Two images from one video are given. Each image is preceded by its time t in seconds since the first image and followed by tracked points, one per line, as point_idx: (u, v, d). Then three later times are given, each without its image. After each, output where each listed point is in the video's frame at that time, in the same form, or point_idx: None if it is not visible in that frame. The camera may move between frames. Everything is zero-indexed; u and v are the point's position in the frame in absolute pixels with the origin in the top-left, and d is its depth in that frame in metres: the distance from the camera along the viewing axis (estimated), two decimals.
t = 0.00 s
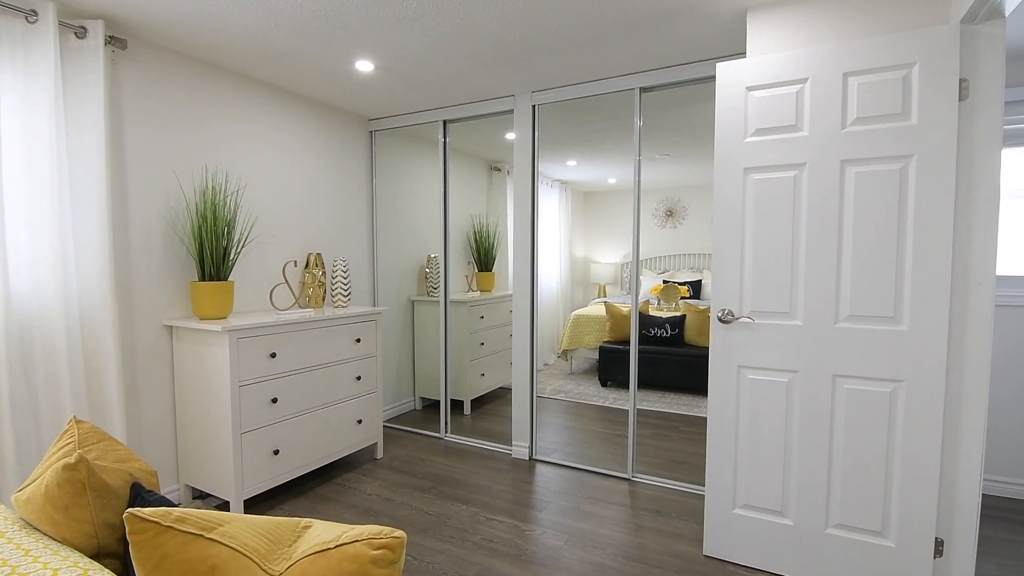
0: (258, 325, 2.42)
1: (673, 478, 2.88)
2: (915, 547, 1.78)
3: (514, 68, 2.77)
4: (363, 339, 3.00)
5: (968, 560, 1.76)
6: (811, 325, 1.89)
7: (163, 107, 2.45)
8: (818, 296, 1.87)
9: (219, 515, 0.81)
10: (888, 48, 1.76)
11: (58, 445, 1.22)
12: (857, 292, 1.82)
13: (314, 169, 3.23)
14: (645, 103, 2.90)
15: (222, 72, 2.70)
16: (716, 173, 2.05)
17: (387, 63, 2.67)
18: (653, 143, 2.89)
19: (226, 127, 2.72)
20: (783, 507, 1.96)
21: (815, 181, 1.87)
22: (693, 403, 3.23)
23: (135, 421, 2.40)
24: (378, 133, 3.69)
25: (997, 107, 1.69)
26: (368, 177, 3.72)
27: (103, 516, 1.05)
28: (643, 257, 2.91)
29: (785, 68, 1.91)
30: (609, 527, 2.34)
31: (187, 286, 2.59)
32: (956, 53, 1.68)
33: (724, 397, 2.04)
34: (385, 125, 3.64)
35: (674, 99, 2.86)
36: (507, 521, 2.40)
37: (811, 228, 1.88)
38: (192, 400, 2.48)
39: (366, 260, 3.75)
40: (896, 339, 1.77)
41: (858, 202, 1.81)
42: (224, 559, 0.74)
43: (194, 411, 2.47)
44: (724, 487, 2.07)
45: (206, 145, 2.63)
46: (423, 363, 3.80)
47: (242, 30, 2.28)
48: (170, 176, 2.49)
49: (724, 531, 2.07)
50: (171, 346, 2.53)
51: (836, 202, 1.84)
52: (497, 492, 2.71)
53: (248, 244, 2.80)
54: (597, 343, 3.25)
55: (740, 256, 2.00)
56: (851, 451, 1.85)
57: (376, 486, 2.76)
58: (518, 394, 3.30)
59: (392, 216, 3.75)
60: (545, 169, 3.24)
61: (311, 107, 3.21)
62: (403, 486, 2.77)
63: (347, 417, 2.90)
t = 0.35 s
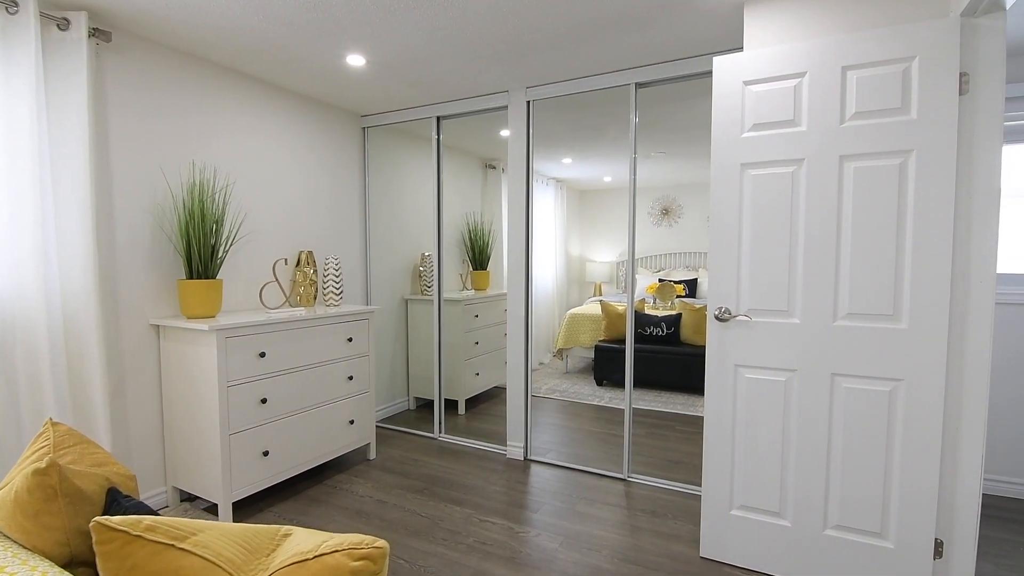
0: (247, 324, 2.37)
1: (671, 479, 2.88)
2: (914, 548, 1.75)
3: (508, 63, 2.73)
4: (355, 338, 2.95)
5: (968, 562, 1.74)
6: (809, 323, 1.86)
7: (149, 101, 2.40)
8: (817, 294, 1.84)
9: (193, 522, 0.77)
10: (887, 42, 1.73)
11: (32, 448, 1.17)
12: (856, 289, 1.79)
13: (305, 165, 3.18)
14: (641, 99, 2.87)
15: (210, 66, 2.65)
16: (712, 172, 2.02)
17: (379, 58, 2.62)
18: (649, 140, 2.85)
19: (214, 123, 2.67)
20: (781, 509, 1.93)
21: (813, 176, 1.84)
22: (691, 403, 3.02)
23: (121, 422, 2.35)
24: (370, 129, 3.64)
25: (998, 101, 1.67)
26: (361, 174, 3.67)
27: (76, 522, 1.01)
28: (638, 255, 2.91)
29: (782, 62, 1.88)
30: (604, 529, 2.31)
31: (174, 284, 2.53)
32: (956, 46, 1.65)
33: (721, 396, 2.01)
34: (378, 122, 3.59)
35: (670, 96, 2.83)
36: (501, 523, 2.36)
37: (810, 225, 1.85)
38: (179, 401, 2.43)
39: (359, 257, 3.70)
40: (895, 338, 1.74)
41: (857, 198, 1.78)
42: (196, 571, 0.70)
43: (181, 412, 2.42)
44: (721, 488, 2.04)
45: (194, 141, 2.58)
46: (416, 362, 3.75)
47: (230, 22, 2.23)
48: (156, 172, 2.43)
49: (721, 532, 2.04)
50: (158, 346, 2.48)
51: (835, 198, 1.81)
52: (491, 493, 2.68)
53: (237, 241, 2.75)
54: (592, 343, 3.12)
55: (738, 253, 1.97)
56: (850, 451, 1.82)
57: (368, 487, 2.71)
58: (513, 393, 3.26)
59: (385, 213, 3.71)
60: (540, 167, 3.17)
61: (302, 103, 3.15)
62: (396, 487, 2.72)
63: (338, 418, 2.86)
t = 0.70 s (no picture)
0: (225, 323, 2.26)
1: (667, 482, 2.79)
2: (925, 559, 1.66)
3: (500, 52, 2.63)
4: (341, 338, 2.85)
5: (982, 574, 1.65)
6: (815, 322, 1.76)
7: (122, 90, 2.29)
8: (822, 291, 1.75)
9: (123, 552, 0.67)
10: (898, 24, 1.64)
11: None
12: (864, 286, 1.70)
13: (290, 159, 3.07)
14: (637, 89, 2.77)
15: (188, 54, 2.53)
16: (712, 163, 1.93)
17: (365, 45, 2.51)
18: (645, 134, 2.76)
19: (192, 113, 2.56)
20: (785, 517, 1.84)
21: (818, 166, 1.74)
22: (689, 402, 2.96)
23: (94, 426, 2.24)
24: (359, 122, 3.53)
25: (1013, 87, 1.58)
26: (349, 169, 3.57)
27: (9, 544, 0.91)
28: (635, 253, 2.80)
29: (786, 47, 1.78)
30: (599, 536, 2.21)
31: (150, 282, 2.42)
32: (970, 29, 1.56)
33: (722, 398, 1.92)
34: (366, 114, 3.48)
35: (666, 87, 2.74)
36: (492, 530, 2.26)
37: (815, 218, 1.75)
38: (155, 403, 2.32)
39: (347, 255, 3.59)
40: (905, 338, 1.65)
41: (865, 189, 1.69)
42: None
43: (157, 415, 2.32)
44: (721, 494, 1.95)
45: (170, 132, 2.47)
46: (407, 362, 3.65)
47: (206, 7, 2.12)
48: (130, 164, 2.32)
49: (721, 541, 1.95)
50: (134, 346, 2.37)
51: (841, 190, 1.72)
52: (482, 498, 2.58)
53: (218, 236, 2.63)
54: (588, 342, 3.06)
55: (739, 248, 1.88)
56: (857, 456, 1.73)
57: (354, 493, 2.61)
58: (506, 394, 3.16)
59: (374, 209, 3.60)
60: (532, 162, 3.09)
61: (287, 94, 3.04)
62: (383, 492, 2.62)
63: (324, 420, 2.75)
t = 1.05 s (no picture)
0: (196, 323, 2.14)
1: (665, 489, 2.66)
2: None
3: (490, 37, 2.49)
4: (324, 338, 2.72)
5: None
6: (825, 323, 1.63)
7: (88, 75, 2.15)
8: (834, 288, 1.62)
9: None
10: None
11: None
12: (879, 282, 1.57)
13: (272, 151, 2.94)
14: (634, 77, 2.64)
15: (161, 39, 2.40)
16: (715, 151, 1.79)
17: (348, 29, 2.37)
18: (645, 126, 2.64)
19: (165, 102, 2.42)
20: (792, 531, 1.71)
21: (828, 153, 1.61)
22: (689, 403, 2.87)
23: (57, 431, 2.11)
24: (346, 113, 3.40)
25: None
26: (336, 162, 3.43)
27: None
28: (634, 251, 2.68)
29: (794, 25, 1.65)
30: (594, 549, 2.08)
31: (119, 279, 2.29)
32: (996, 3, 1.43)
33: (725, 403, 1.79)
34: (354, 105, 3.35)
35: (665, 75, 2.61)
36: (480, 542, 2.14)
37: (826, 210, 1.62)
38: (123, 407, 2.19)
39: (334, 251, 3.46)
40: (923, 339, 1.52)
41: (880, 178, 1.56)
42: None
43: (126, 420, 2.18)
44: (723, 506, 1.82)
45: (141, 121, 2.33)
46: (397, 362, 3.52)
47: None
48: (97, 154, 2.19)
49: (723, 556, 1.82)
50: (102, 346, 2.24)
51: (854, 178, 1.59)
52: (471, 507, 2.45)
53: (192, 231, 2.50)
54: (587, 341, 2.96)
55: (743, 242, 1.75)
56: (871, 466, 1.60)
57: (337, 501, 2.49)
58: (498, 396, 3.03)
59: (362, 203, 3.47)
60: (527, 156, 2.95)
61: (269, 83, 2.91)
62: (368, 500, 2.50)
63: (306, 424, 2.63)
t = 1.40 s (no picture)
0: (175, 324, 2.04)
1: (669, 499, 2.54)
2: None
3: (485, 25, 2.39)
4: (313, 339, 2.62)
5: None
6: (841, 325, 1.52)
7: (63, 64, 2.05)
8: (850, 288, 1.50)
9: None
10: None
11: None
12: (899, 281, 1.46)
13: (260, 145, 2.84)
14: (636, 67, 2.53)
15: (141, 27, 2.30)
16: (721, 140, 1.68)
17: (335, 17, 2.27)
18: (647, 118, 2.53)
19: (146, 93, 2.33)
20: (804, 548, 1.60)
21: (845, 140, 1.50)
22: (693, 407, 2.64)
23: (30, 437, 2.01)
24: (339, 107, 3.30)
25: None
26: (328, 158, 3.33)
27: None
28: (635, 251, 2.58)
29: (806, 4, 1.53)
30: (592, 563, 1.97)
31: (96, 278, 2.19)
32: None
33: (732, 411, 1.68)
34: (346, 99, 3.25)
35: (668, 65, 2.50)
36: (473, 555, 2.03)
37: (841, 203, 1.51)
38: (100, 412, 2.09)
39: (326, 250, 3.36)
40: (948, 343, 1.41)
41: (901, 168, 1.45)
42: None
43: (102, 425, 2.09)
44: (730, 520, 1.71)
45: (121, 112, 2.24)
46: (391, 364, 3.42)
47: None
48: (72, 147, 2.09)
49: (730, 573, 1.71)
50: (78, 348, 2.14)
51: (873, 168, 1.47)
52: (464, 517, 2.34)
53: (172, 228, 2.40)
54: (588, 342, 2.79)
55: (752, 238, 1.63)
56: (890, 480, 1.49)
57: (325, 509, 2.38)
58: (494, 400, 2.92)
59: (355, 200, 3.36)
60: (526, 153, 2.84)
61: (257, 75, 2.81)
62: (357, 509, 2.39)
63: (294, 429, 2.52)
